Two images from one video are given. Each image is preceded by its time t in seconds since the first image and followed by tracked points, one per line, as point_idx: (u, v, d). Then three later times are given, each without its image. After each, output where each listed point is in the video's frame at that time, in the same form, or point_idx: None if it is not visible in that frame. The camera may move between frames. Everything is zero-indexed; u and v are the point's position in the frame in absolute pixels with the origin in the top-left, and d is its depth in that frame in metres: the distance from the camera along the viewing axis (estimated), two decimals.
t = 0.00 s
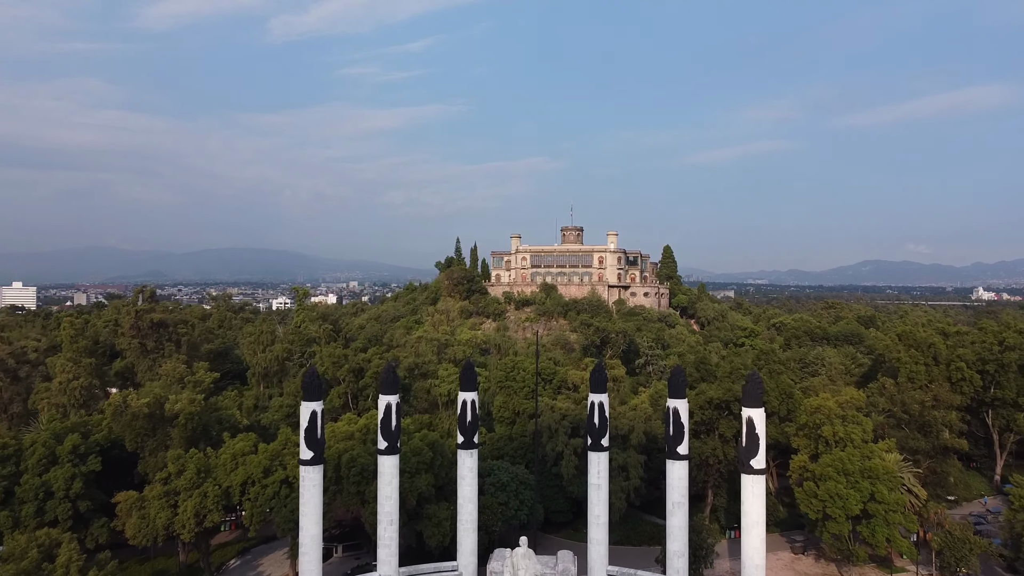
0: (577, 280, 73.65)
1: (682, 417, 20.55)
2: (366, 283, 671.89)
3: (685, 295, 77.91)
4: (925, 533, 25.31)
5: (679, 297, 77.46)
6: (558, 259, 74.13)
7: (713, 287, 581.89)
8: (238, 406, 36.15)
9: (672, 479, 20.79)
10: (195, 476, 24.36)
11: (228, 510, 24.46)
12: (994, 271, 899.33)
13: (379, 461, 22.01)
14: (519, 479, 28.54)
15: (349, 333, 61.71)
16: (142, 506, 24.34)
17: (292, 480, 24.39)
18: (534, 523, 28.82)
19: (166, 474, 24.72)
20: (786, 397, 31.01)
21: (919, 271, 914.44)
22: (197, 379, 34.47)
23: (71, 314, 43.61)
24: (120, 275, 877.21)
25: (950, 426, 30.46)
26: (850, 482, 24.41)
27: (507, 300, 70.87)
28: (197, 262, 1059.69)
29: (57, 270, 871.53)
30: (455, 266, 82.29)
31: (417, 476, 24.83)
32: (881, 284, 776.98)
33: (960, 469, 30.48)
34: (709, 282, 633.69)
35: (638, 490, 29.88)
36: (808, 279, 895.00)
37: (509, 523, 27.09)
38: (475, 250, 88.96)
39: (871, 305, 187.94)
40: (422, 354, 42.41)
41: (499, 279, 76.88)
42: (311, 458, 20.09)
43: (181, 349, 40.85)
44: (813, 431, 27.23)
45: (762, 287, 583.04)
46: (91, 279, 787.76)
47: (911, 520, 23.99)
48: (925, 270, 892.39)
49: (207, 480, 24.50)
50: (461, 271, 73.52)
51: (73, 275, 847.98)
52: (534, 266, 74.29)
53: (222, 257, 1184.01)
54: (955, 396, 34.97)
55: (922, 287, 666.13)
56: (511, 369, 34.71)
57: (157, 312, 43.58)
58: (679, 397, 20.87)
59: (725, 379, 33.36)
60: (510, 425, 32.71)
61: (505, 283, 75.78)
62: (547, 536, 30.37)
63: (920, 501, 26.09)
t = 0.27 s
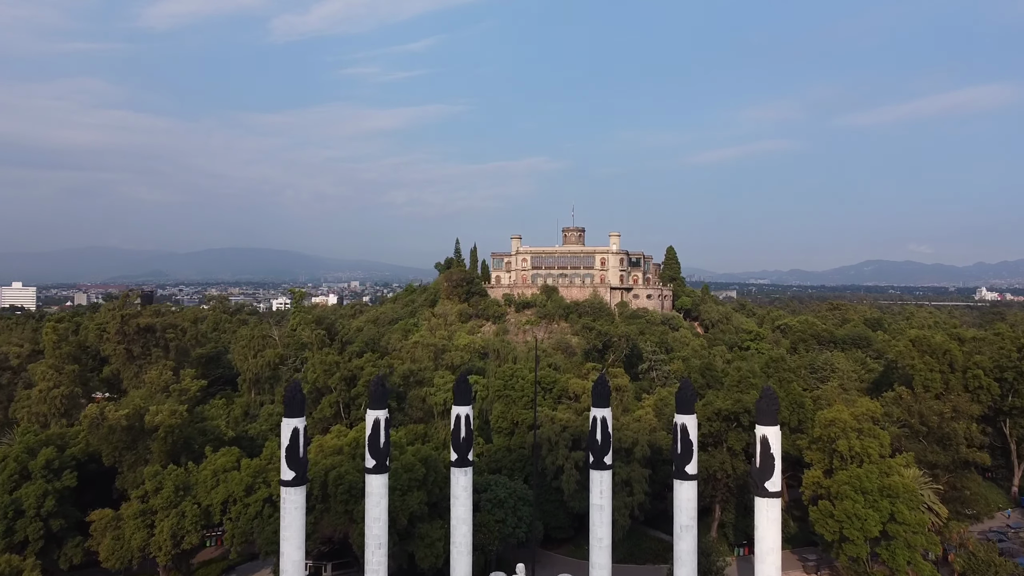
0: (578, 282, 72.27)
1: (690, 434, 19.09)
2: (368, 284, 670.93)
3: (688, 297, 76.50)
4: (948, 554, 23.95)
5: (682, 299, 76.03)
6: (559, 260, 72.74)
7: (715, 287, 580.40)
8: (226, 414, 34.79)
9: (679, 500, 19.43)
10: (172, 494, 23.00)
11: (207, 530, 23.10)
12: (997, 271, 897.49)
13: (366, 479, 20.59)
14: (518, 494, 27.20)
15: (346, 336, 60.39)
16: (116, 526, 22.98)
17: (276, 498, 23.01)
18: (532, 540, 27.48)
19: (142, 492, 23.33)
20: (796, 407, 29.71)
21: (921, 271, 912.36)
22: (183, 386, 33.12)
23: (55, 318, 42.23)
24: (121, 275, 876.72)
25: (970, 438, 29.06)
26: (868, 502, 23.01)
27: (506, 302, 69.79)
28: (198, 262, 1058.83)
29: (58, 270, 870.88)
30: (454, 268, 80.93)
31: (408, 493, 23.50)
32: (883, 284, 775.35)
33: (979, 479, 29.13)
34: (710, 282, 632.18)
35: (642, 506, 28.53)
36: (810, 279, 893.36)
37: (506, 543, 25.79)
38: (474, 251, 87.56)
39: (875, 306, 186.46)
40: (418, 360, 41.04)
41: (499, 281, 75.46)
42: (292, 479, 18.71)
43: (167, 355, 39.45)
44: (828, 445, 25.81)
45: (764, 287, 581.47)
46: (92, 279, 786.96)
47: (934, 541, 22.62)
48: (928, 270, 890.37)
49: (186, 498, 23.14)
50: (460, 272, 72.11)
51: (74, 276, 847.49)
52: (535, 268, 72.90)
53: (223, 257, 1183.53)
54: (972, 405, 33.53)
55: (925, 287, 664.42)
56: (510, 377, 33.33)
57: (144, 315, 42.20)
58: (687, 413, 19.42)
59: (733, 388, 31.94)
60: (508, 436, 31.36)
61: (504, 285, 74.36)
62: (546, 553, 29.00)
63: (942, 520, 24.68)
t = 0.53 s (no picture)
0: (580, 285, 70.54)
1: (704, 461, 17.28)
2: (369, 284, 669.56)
3: (692, 300, 74.79)
4: None
5: (687, 302, 74.31)
6: (560, 262, 70.94)
7: (718, 288, 578.38)
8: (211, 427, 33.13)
9: (690, 532, 17.60)
10: (141, 520, 21.30)
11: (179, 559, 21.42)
12: (1000, 271, 894.69)
13: (349, 508, 18.80)
14: (516, 516, 25.50)
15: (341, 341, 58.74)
16: (80, 554, 21.30)
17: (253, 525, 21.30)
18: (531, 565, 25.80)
19: (109, 517, 21.64)
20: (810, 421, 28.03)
21: (924, 271, 909.66)
22: (163, 398, 31.44)
23: (35, 324, 40.56)
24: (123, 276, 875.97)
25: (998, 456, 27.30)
26: (893, 529, 21.30)
27: (506, 306, 68.34)
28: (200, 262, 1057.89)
29: (60, 270, 870.24)
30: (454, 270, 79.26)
31: (396, 519, 21.80)
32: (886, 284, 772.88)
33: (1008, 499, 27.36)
34: (713, 282, 630.14)
35: (648, 528, 26.83)
36: (813, 280, 890.97)
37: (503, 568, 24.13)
38: (474, 252, 85.87)
39: (880, 306, 184.59)
40: (413, 369, 39.35)
41: (499, 284, 73.77)
42: (264, 510, 17.00)
43: (151, 364, 37.80)
44: (847, 464, 24.08)
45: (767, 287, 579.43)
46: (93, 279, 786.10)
47: (965, 572, 20.91)
48: (931, 271, 887.75)
49: (155, 525, 21.44)
50: (459, 274, 70.47)
51: (76, 276, 846.88)
52: (535, 270, 71.18)
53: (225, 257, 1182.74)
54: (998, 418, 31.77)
55: (929, 287, 661.94)
56: (507, 389, 31.63)
57: (128, 320, 40.53)
58: (698, 437, 17.62)
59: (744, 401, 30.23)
60: (506, 452, 29.67)
61: (505, 288, 72.66)
62: None
63: (972, 547, 22.95)
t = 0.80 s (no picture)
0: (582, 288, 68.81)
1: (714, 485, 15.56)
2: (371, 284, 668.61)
3: (696, 304, 73.26)
4: None
5: (691, 305, 72.80)
6: (561, 264, 69.27)
7: (720, 288, 576.76)
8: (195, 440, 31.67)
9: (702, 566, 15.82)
10: (107, 547, 19.75)
11: None
12: (1004, 272, 892.32)
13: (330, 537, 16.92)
14: (513, 538, 23.97)
15: (336, 346, 57.22)
16: None
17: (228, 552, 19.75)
18: None
19: (74, 544, 20.08)
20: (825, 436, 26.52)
21: (927, 271, 907.35)
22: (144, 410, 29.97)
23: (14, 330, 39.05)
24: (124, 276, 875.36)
25: None
26: (919, 558, 19.74)
27: (506, 309, 66.81)
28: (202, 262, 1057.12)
29: (61, 269, 869.58)
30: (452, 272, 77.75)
31: (384, 545, 20.25)
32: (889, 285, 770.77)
33: None
34: (715, 283, 628.50)
35: (654, 549, 25.29)
36: (815, 280, 889.00)
37: None
38: (474, 253, 84.33)
39: (884, 307, 182.83)
40: (407, 378, 37.81)
41: (499, 286, 72.20)
42: (233, 543, 15.20)
43: (133, 372, 36.25)
44: (867, 485, 22.54)
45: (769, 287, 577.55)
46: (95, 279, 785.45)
47: None
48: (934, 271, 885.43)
49: (122, 552, 19.89)
50: (458, 276, 68.97)
51: (77, 276, 846.27)
52: (536, 273, 69.54)
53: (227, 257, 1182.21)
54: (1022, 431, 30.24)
55: (932, 288, 659.80)
56: (504, 401, 30.21)
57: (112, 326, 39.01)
58: (711, 461, 15.81)
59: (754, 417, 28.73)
60: (503, 467, 28.14)
61: (505, 290, 71.07)
62: None
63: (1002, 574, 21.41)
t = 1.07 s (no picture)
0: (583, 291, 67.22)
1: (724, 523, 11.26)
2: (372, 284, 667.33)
3: (700, 306, 71.75)
4: None
5: (694, 308, 71.29)
6: (562, 266, 67.70)
7: (722, 288, 575.03)
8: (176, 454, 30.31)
9: None
10: None
11: None
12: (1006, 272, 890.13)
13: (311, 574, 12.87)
14: (509, 563, 22.43)
15: (331, 352, 55.79)
16: None
17: None
18: None
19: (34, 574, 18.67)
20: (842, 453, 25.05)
21: (930, 271, 905.24)
22: (122, 422, 28.66)
23: None
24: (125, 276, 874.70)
25: None
26: None
27: (506, 312, 65.34)
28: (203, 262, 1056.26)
29: (63, 270, 869.05)
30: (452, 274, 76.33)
31: None
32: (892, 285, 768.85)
33: None
34: (717, 283, 626.82)
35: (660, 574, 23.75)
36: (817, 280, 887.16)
37: None
38: (473, 255, 82.84)
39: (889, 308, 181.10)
40: (401, 387, 36.32)
41: (499, 289, 70.67)
42: None
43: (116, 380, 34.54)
44: (890, 508, 21.01)
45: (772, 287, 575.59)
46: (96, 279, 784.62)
47: None
48: (936, 271, 883.11)
49: None
50: (457, 279, 67.59)
51: (78, 276, 845.74)
52: (536, 275, 67.98)
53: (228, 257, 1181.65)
54: None
55: (934, 288, 657.88)
56: (500, 413, 28.83)
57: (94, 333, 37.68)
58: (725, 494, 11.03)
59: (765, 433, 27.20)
60: (500, 484, 26.65)
61: (504, 293, 69.53)
62: None
63: None
